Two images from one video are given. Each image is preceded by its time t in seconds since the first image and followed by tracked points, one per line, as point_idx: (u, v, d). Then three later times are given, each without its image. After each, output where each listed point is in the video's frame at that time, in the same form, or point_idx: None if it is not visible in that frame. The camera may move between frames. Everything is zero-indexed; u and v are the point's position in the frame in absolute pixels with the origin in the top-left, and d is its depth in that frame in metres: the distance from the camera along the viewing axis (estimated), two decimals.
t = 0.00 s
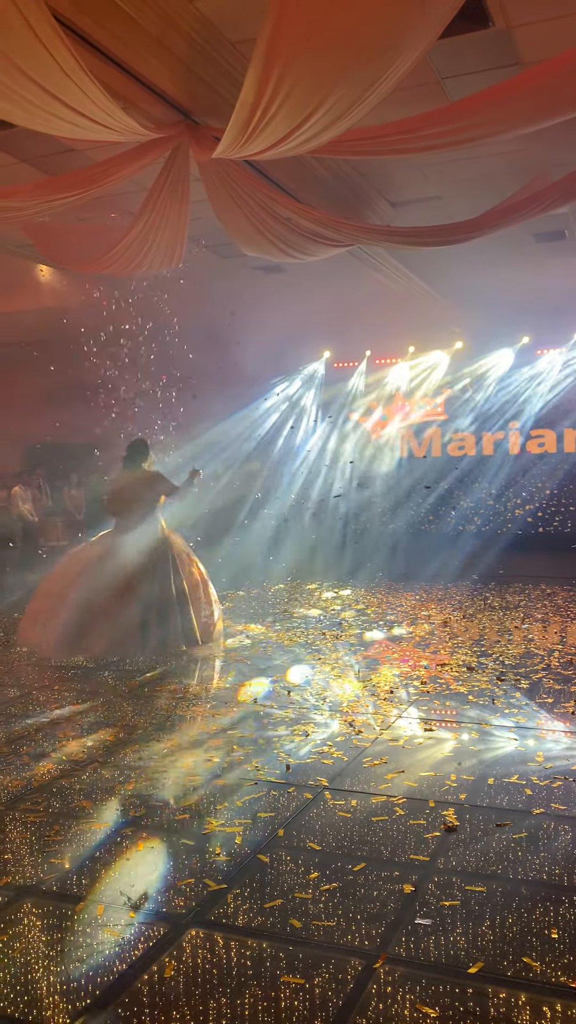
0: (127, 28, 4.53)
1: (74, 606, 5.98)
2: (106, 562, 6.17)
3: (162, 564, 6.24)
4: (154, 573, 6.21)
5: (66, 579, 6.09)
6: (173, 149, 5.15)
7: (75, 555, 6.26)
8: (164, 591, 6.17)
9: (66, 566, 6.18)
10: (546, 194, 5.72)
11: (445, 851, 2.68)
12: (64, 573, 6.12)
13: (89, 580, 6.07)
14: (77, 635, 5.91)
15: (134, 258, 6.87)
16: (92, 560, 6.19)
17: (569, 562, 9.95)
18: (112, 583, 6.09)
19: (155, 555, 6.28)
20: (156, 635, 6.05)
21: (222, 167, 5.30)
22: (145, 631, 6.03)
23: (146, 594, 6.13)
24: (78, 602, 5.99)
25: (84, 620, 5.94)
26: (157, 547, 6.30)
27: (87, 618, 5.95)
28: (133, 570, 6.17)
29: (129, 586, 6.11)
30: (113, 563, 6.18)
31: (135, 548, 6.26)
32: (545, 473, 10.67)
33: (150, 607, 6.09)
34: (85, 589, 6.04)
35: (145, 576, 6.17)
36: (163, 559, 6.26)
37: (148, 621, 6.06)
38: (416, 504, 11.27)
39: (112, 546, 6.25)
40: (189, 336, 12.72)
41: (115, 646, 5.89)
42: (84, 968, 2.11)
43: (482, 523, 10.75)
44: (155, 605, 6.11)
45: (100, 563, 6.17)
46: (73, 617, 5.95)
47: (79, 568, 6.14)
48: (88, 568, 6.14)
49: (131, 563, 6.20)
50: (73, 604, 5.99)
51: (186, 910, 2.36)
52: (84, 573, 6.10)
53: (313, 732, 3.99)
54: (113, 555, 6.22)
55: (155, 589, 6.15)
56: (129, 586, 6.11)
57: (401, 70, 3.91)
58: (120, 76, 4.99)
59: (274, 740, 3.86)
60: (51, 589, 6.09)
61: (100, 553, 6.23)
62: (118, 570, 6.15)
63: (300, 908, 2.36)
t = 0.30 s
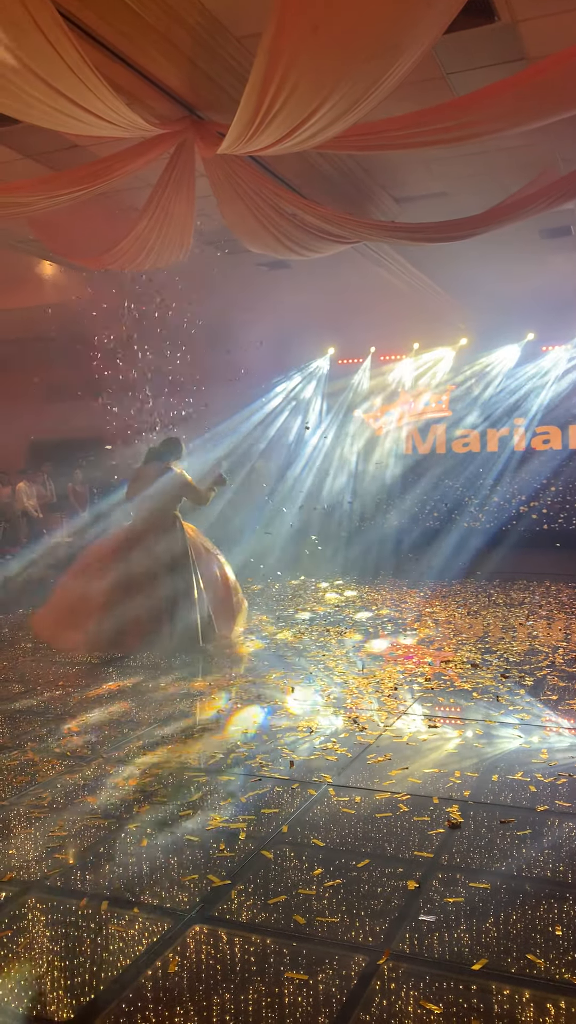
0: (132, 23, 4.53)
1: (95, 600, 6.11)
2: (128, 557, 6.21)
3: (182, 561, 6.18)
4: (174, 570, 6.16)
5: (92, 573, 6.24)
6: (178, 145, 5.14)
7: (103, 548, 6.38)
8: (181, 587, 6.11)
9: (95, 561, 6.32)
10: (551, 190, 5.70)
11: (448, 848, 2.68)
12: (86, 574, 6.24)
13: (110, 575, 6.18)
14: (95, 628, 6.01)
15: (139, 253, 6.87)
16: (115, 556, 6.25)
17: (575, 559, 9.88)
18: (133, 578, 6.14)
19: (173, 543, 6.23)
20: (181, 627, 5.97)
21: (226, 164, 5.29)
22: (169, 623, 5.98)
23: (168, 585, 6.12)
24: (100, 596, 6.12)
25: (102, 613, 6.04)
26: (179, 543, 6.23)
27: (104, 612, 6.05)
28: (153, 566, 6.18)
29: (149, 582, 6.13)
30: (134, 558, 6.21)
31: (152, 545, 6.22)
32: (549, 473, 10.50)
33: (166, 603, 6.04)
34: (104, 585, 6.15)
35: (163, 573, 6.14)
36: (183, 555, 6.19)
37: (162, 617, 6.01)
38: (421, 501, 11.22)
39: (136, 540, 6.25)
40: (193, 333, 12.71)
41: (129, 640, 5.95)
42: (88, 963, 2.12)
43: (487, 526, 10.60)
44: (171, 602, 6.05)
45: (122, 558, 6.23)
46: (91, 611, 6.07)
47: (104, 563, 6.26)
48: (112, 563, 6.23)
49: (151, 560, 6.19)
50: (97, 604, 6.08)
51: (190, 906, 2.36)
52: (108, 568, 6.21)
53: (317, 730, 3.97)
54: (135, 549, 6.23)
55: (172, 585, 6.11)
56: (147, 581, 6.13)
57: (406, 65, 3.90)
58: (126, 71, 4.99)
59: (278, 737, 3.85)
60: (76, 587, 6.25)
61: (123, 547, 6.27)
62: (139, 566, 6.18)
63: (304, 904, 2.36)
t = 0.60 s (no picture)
0: (134, 16, 4.51)
1: (104, 593, 6.15)
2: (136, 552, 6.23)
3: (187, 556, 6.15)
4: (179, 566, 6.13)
5: (102, 567, 6.28)
6: (179, 139, 5.12)
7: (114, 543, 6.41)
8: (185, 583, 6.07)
9: (106, 555, 6.36)
10: (554, 185, 5.69)
11: (449, 843, 2.68)
12: (95, 571, 6.27)
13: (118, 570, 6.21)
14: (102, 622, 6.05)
15: (140, 248, 6.86)
16: (125, 552, 6.28)
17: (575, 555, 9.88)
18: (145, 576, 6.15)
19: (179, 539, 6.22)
20: (189, 623, 5.96)
21: (228, 158, 5.28)
22: (178, 619, 5.99)
23: (173, 581, 6.09)
24: (108, 590, 6.15)
25: (110, 607, 6.08)
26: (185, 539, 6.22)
27: (111, 606, 6.08)
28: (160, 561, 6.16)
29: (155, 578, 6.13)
30: (143, 554, 6.21)
31: (158, 540, 6.22)
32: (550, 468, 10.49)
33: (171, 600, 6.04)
34: (111, 579, 6.18)
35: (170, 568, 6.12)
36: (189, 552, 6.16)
37: (167, 612, 6.02)
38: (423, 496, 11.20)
39: (145, 535, 6.26)
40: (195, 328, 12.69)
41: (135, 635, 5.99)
42: (88, 958, 2.12)
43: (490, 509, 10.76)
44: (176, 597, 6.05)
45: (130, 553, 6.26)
46: (98, 605, 6.11)
47: (114, 557, 6.29)
48: (122, 558, 6.26)
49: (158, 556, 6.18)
50: (105, 599, 6.12)
51: (190, 901, 2.36)
52: (118, 562, 6.24)
53: (318, 725, 3.96)
54: (144, 545, 6.24)
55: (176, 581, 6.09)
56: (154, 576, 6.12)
57: (409, 59, 3.88)
58: (127, 65, 4.97)
59: (279, 732, 3.85)
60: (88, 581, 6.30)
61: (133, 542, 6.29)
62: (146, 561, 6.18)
63: (304, 900, 2.35)
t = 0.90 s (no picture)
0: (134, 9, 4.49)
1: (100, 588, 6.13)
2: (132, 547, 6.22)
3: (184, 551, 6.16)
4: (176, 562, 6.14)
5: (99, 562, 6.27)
6: (179, 132, 5.11)
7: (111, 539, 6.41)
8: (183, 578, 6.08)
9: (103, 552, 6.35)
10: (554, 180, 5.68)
11: (447, 837, 2.68)
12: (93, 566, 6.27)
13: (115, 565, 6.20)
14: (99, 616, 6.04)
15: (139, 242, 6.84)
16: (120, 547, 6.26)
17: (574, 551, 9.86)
18: (146, 570, 6.15)
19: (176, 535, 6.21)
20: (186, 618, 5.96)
21: (227, 153, 5.27)
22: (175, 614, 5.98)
23: (171, 576, 6.10)
24: (104, 585, 6.14)
25: (106, 601, 6.06)
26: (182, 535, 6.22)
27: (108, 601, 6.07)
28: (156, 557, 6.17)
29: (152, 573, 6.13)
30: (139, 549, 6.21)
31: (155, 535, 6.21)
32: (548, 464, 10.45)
33: (168, 595, 6.05)
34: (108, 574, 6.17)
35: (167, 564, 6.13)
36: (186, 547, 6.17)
37: (164, 607, 6.01)
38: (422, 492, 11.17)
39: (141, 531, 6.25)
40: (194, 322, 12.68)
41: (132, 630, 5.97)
42: (87, 951, 2.12)
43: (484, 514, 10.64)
44: (173, 593, 6.05)
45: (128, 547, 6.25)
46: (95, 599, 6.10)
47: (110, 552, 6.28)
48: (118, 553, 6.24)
49: (154, 551, 6.18)
50: (102, 593, 6.11)
51: (188, 895, 2.37)
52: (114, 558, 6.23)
53: (317, 720, 3.96)
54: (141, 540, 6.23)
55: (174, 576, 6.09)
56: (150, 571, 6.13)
57: (409, 53, 3.87)
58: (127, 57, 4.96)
59: (278, 727, 3.84)
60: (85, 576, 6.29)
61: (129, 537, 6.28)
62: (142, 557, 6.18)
63: (302, 894, 2.36)
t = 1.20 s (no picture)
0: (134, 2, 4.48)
1: (96, 589, 6.19)
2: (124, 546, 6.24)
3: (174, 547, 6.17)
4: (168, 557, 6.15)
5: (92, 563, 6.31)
6: (178, 126, 5.09)
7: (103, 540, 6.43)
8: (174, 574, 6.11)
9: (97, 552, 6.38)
10: (554, 175, 5.67)
11: (445, 832, 2.69)
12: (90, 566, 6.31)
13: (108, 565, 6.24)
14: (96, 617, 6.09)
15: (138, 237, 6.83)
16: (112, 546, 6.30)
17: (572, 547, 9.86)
18: (140, 568, 6.17)
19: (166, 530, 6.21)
20: (181, 613, 5.99)
21: (227, 147, 5.26)
22: (168, 610, 6.01)
23: (163, 572, 6.13)
24: (99, 586, 6.19)
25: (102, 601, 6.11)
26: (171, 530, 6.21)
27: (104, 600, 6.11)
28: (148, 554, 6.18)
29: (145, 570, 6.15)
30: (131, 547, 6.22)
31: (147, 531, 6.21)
32: (548, 460, 10.43)
33: (161, 591, 6.07)
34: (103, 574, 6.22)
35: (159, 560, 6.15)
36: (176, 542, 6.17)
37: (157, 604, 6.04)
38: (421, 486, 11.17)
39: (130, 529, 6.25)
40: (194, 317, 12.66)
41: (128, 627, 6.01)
42: (86, 945, 2.13)
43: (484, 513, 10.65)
44: (165, 589, 6.07)
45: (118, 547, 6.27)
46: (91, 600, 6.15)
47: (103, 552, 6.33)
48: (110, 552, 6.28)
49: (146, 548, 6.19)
50: (98, 593, 6.16)
51: (188, 889, 2.37)
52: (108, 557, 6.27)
53: (316, 715, 3.95)
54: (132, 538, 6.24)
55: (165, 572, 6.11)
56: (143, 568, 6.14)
57: (410, 47, 3.86)
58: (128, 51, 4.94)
59: (276, 722, 3.84)
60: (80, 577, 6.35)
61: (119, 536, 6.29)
62: (134, 555, 6.19)
63: (301, 888, 2.36)
